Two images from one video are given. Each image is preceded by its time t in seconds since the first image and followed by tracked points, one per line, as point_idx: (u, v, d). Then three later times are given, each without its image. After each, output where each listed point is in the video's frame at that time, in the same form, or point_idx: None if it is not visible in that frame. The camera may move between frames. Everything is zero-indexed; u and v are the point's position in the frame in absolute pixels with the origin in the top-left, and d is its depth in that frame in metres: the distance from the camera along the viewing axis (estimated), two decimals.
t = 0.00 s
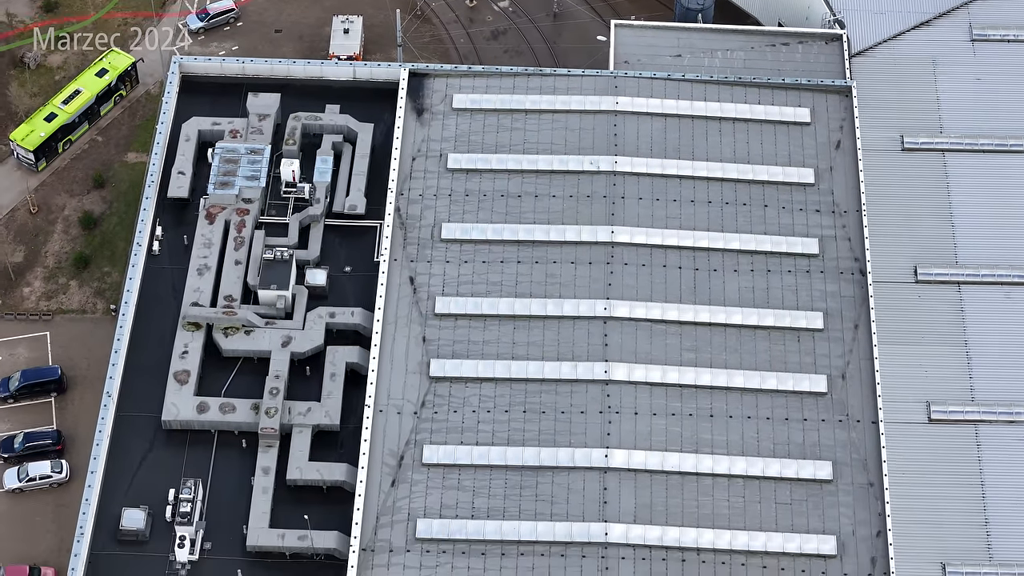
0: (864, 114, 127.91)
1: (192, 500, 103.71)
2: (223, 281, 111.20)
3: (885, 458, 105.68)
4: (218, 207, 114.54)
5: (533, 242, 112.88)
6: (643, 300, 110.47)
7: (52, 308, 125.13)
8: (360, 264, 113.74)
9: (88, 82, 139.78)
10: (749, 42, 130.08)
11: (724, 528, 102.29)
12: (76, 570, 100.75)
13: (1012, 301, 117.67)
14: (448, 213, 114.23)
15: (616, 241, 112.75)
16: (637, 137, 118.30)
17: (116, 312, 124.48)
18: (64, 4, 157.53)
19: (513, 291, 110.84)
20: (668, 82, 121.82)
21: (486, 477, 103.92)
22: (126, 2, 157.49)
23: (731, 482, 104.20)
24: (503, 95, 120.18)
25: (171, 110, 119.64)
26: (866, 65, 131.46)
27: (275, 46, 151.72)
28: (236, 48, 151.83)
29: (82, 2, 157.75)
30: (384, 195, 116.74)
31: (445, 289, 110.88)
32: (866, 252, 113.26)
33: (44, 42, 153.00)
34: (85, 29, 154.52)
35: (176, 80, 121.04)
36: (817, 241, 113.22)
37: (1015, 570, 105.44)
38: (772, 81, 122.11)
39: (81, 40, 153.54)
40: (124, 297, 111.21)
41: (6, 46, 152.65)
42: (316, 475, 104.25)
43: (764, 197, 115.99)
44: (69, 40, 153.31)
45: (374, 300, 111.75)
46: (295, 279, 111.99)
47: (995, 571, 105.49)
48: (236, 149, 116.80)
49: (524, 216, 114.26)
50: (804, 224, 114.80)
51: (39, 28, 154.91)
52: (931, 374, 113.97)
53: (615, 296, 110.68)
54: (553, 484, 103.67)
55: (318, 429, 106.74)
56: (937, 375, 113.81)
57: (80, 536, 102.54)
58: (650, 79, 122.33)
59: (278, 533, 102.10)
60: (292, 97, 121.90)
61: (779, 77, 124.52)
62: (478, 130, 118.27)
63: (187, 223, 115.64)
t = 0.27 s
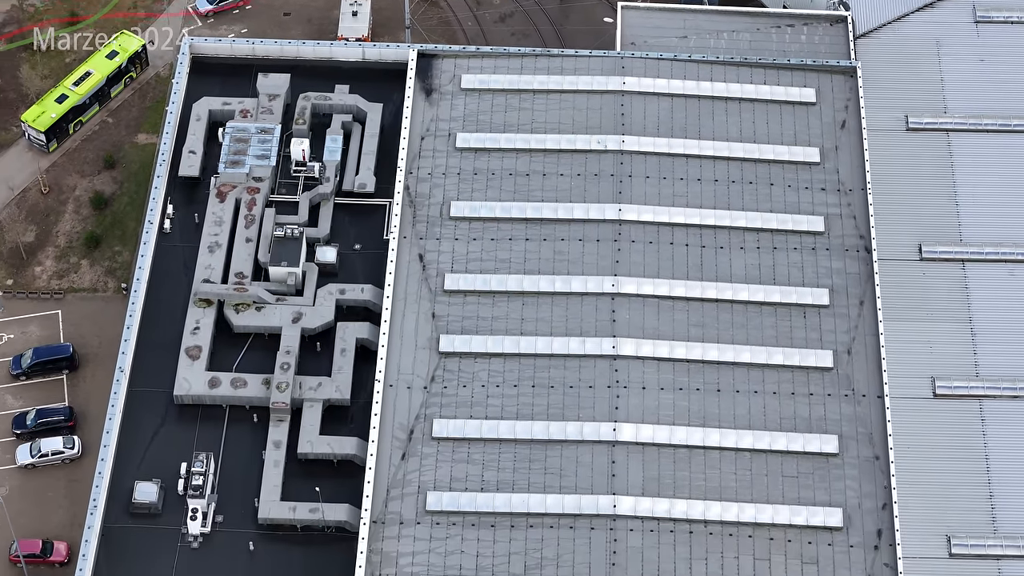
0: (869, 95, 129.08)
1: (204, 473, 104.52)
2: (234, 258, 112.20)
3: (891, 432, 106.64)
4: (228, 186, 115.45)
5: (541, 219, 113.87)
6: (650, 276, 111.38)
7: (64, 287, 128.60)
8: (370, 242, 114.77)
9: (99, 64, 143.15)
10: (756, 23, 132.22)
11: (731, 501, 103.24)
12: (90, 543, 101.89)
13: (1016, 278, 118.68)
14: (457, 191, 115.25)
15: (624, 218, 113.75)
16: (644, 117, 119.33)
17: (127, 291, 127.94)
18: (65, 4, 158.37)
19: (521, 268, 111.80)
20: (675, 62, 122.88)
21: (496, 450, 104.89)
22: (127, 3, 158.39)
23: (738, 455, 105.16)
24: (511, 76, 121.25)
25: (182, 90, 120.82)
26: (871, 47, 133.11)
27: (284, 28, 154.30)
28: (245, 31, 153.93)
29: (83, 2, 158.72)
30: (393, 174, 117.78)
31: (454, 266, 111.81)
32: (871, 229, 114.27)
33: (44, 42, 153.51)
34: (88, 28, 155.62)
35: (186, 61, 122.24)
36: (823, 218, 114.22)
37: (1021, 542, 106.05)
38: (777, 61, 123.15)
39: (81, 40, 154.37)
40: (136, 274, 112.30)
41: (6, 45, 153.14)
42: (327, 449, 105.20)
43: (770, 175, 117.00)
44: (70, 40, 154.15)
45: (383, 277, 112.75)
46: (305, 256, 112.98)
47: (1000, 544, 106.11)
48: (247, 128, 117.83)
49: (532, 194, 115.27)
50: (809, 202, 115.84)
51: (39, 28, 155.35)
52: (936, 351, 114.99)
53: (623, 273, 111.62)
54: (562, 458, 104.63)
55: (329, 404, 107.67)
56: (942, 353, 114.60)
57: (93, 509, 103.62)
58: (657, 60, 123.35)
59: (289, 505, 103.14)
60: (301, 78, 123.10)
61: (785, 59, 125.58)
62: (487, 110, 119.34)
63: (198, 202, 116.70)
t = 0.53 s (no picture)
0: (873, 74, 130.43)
1: (216, 444, 105.86)
2: (245, 233, 113.30)
3: (896, 404, 107.68)
4: (239, 162, 116.57)
5: (549, 195, 114.98)
6: (657, 251, 112.46)
7: (75, 264, 130.06)
8: (379, 217, 115.94)
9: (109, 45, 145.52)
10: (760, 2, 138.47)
11: (738, 471, 104.31)
12: (104, 513, 103.08)
13: (1019, 253, 119.96)
14: (466, 167, 116.41)
15: (631, 194, 114.93)
16: (650, 94, 120.56)
17: (138, 267, 129.65)
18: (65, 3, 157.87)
19: (530, 243, 112.88)
20: (681, 41, 124.11)
21: (505, 421, 105.95)
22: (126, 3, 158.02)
23: (745, 426, 106.22)
24: (519, 54, 122.44)
25: (193, 68, 122.08)
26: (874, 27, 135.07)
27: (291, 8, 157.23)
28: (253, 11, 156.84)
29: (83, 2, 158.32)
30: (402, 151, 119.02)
31: (463, 241, 112.91)
32: (876, 205, 115.41)
33: (43, 42, 153.09)
34: (88, 28, 155.20)
35: (197, 40, 123.53)
36: (828, 194, 115.35)
37: None
38: (783, 40, 124.35)
39: (80, 40, 153.75)
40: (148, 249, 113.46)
41: (6, 46, 152.98)
42: (338, 420, 106.25)
43: (776, 152, 118.13)
44: (69, 41, 153.45)
45: (393, 252, 113.88)
46: (315, 231, 114.06)
47: (1005, 513, 107.19)
48: (257, 105, 119.06)
49: (540, 170, 116.41)
50: (814, 178, 117.00)
51: (39, 28, 154.92)
52: (939, 324, 116.34)
53: (631, 247, 112.72)
54: (570, 429, 105.72)
55: (339, 376, 108.74)
56: (946, 326, 116.10)
57: (107, 479, 104.82)
58: (663, 39, 124.60)
59: (301, 475, 104.23)
60: (311, 56, 124.46)
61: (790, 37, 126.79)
62: (495, 88, 120.53)
63: (208, 177, 117.83)
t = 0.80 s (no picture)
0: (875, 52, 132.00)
1: (227, 412, 106.68)
2: (255, 206, 114.48)
3: (899, 373, 108.93)
4: (249, 137, 117.78)
5: (556, 168, 116.19)
6: (662, 224, 113.68)
7: (86, 239, 132.22)
8: (388, 191, 117.31)
9: (119, 23, 147.97)
10: None
11: (743, 439, 105.50)
12: (117, 479, 104.35)
13: (1021, 227, 121.74)
14: (473, 142, 117.68)
15: (637, 167, 116.13)
16: (656, 70, 121.82)
17: (148, 242, 131.88)
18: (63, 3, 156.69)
19: (537, 215, 114.07)
20: (685, 18, 125.41)
21: (513, 390, 107.17)
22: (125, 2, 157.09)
23: (750, 395, 107.38)
24: (525, 31, 123.75)
25: (203, 45, 123.46)
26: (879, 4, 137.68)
27: None
28: None
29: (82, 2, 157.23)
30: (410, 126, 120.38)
31: (471, 213, 114.18)
32: (880, 179, 116.71)
33: (44, 42, 152.06)
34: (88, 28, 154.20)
35: (207, 17, 124.92)
36: (832, 167, 116.58)
37: None
38: (787, 17, 125.62)
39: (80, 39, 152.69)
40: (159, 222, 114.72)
41: (6, 46, 151.83)
42: (347, 389, 107.51)
43: (780, 126, 119.41)
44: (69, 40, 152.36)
45: (401, 225, 115.19)
46: (325, 204, 115.33)
47: (1007, 481, 108.65)
48: (267, 81, 120.42)
49: (547, 144, 117.63)
50: (819, 152, 118.25)
51: (39, 28, 153.89)
52: (942, 295, 118.00)
53: (636, 220, 113.90)
54: (577, 397, 106.92)
55: (349, 346, 110.00)
56: (948, 296, 117.86)
57: (119, 447, 106.09)
58: (668, 16, 125.82)
59: (311, 443, 105.48)
60: (320, 33, 126.28)
61: (793, 14, 128.07)
62: (502, 64, 121.84)
63: (218, 152, 119.15)
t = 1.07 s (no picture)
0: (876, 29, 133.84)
1: (236, 378, 107.99)
2: (264, 178, 115.91)
3: (900, 341, 110.26)
4: (258, 110, 119.33)
5: (561, 141, 117.54)
6: (666, 195, 114.98)
7: (95, 213, 133.60)
8: (395, 163, 118.84)
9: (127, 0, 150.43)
10: None
11: (747, 406, 106.80)
12: (128, 445, 105.51)
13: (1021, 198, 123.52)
14: (479, 115, 119.10)
15: (641, 139, 117.41)
16: (660, 45, 123.20)
17: (157, 217, 133.17)
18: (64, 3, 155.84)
19: (543, 187, 115.38)
20: None
21: (519, 357, 108.40)
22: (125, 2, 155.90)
23: (753, 363, 108.65)
24: (530, 7, 125.27)
25: (211, 21, 125.01)
26: None
27: None
28: None
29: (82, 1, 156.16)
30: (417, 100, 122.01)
31: (477, 185, 115.55)
32: (881, 151, 118.22)
33: (44, 43, 151.07)
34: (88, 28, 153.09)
35: None
36: (834, 139, 117.98)
37: None
38: None
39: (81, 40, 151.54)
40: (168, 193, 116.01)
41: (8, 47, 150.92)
42: (355, 356, 108.90)
43: (782, 100, 120.82)
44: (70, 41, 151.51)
45: (408, 196, 116.70)
46: (332, 176, 116.73)
47: (1007, 447, 109.59)
48: (275, 56, 121.93)
49: (552, 117, 118.99)
50: (821, 124, 119.62)
51: (39, 28, 152.88)
52: (941, 266, 119.46)
53: (640, 191, 115.20)
54: (582, 364, 108.19)
55: (356, 315, 111.30)
56: (949, 267, 119.27)
57: (130, 413, 107.28)
58: None
59: (319, 410, 106.87)
60: (327, 10, 128.43)
61: None
62: (507, 39, 123.39)
63: (227, 126, 120.66)
